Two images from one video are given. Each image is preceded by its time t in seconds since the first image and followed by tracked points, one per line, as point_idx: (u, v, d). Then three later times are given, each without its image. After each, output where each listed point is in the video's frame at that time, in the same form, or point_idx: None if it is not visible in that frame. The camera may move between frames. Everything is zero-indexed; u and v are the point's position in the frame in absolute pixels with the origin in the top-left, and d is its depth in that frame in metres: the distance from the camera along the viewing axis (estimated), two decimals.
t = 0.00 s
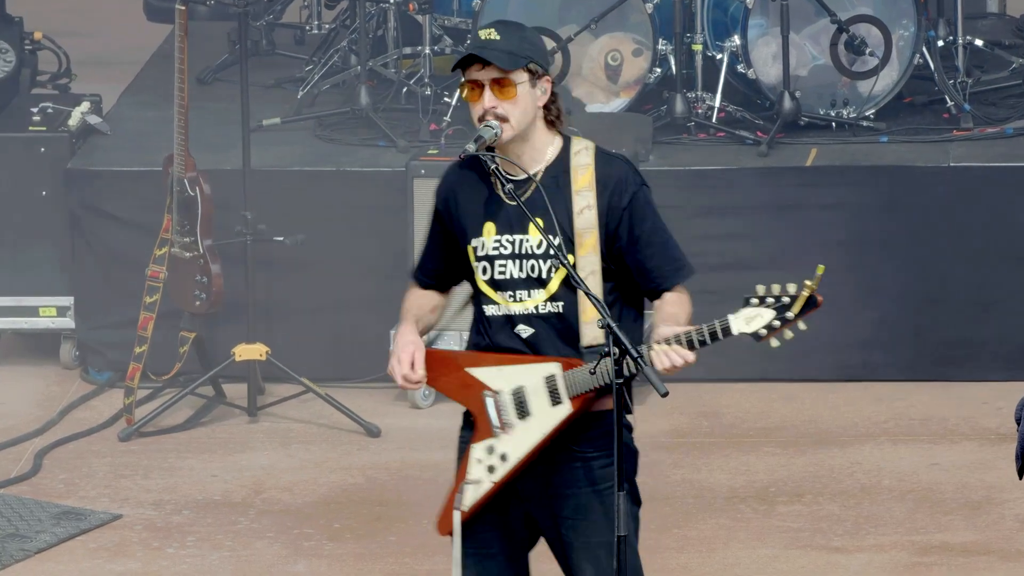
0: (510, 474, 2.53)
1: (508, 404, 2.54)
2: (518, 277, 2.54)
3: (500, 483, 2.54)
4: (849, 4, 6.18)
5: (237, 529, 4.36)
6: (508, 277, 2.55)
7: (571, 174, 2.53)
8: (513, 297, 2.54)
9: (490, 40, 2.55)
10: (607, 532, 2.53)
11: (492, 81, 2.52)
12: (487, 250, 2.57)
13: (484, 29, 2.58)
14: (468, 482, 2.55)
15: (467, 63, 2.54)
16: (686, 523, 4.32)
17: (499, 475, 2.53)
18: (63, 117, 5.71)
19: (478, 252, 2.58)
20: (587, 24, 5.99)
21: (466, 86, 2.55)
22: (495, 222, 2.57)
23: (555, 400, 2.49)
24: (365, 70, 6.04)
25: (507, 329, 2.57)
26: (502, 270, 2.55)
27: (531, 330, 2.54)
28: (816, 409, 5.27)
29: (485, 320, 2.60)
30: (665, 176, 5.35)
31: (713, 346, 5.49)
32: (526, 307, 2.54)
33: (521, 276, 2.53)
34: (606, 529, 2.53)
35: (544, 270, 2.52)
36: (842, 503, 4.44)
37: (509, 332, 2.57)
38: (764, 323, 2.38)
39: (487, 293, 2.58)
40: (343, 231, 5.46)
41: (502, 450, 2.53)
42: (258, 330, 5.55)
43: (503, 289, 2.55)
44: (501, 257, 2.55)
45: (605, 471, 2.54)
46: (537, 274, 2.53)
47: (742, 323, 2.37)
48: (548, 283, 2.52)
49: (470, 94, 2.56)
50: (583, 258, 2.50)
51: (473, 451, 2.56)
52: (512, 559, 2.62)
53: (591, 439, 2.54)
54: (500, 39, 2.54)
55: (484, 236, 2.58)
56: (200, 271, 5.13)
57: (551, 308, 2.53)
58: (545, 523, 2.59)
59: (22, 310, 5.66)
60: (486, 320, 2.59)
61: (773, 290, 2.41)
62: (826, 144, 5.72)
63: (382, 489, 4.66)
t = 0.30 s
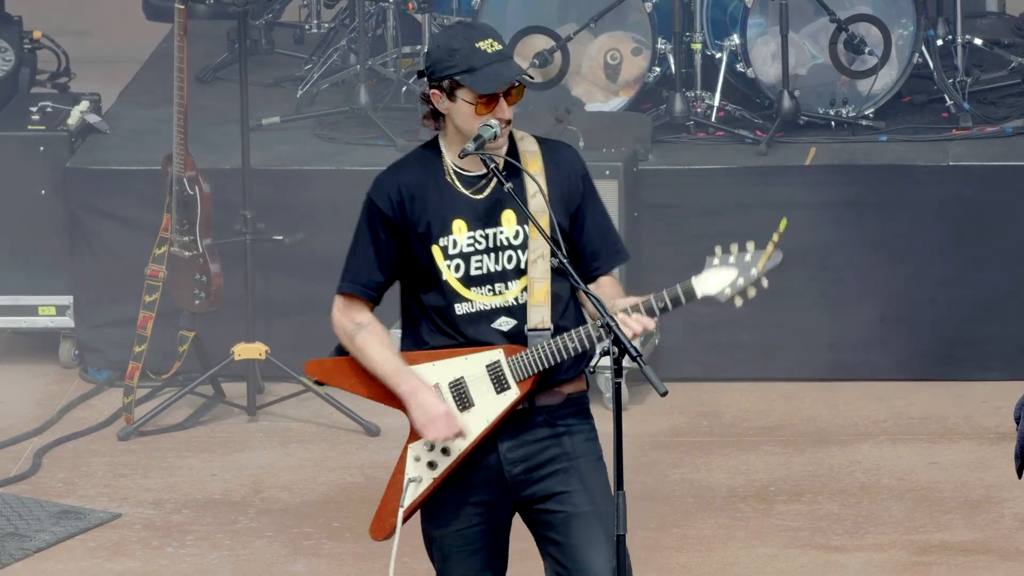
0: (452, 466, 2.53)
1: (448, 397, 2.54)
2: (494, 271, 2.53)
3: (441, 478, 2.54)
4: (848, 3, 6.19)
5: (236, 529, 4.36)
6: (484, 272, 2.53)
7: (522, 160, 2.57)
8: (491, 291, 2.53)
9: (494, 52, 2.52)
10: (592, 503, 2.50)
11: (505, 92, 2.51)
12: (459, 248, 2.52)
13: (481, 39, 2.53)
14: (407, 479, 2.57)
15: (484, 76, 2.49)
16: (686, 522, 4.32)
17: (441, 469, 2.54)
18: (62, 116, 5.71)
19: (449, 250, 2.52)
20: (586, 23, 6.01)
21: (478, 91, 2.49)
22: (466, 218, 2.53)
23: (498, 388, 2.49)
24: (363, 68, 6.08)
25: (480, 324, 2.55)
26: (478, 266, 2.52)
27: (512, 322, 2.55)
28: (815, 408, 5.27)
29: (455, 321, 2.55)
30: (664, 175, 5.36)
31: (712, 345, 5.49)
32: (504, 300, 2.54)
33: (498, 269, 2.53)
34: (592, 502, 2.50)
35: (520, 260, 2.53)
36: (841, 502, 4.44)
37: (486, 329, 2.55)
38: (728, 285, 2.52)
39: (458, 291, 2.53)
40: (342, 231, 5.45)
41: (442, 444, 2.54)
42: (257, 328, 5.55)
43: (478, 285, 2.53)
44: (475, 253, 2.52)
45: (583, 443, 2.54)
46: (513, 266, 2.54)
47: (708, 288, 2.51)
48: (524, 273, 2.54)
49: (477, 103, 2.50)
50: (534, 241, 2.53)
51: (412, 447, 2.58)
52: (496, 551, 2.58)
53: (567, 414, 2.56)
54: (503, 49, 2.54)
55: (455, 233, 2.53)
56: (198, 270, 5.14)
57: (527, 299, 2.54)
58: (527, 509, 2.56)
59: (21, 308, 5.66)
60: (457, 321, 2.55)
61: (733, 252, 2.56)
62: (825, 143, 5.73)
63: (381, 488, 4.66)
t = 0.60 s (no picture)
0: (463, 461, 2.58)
1: (450, 391, 2.60)
2: (486, 264, 2.58)
3: (449, 475, 2.59)
4: (848, 3, 6.19)
5: (236, 528, 4.36)
6: (475, 265, 2.57)
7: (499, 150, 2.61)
8: (485, 283, 2.58)
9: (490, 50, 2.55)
10: (582, 480, 2.54)
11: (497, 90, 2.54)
12: (451, 244, 2.55)
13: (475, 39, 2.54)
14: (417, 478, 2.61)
15: (483, 73, 2.50)
16: (685, 522, 4.31)
17: (452, 465, 2.58)
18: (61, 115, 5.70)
19: (440, 247, 2.55)
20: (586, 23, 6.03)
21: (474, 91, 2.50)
22: (455, 214, 2.56)
23: (506, 377, 2.57)
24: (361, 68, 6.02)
25: (474, 316, 2.59)
26: (470, 259, 2.56)
27: (507, 312, 2.61)
28: (814, 407, 5.28)
29: (450, 316, 2.59)
30: (664, 174, 5.36)
31: (712, 344, 5.49)
32: (497, 291, 2.59)
33: (490, 261, 2.58)
34: (582, 480, 2.54)
35: (511, 251, 2.59)
36: (841, 502, 4.44)
37: (481, 320, 2.60)
38: (733, 250, 2.63)
39: (451, 287, 2.57)
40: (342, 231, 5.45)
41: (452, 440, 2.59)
42: (257, 328, 5.55)
43: (471, 279, 2.57)
44: (467, 247, 2.56)
45: (574, 423, 2.61)
46: (505, 256, 2.59)
47: (715, 256, 2.62)
48: (514, 263, 2.60)
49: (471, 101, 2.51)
50: (522, 227, 2.59)
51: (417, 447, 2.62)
52: (502, 540, 2.63)
53: (561, 396, 2.64)
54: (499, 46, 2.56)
55: (443, 229, 2.56)
56: (197, 270, 5.14)
57: (519, 287, 2.61)
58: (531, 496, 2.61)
59: (21, 308, 5.66)
60: (451, 315, 2.59)
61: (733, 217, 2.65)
62: (824, 143, 5.73)
63: (381, 488, 4.66)
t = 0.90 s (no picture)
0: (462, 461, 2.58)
1: (450, 391, 2.61)
2: (485, 265, 2.57)
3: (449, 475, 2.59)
4: (847, 2, 6.19)
5: (235, 528, 4.36)
6: (472, 267, 2.56)
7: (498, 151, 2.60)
8: (484, 284, 2.58)
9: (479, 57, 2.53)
10: (583, 487, 2.53)
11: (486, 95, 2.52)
12: (447, 246, 2.56)
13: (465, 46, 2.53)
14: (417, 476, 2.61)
15: (470, 79, 2.49)
16: (685, 522, 4.31)
17: (451, 465, 2.58)
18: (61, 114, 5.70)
19: (437, 250, 2.56)
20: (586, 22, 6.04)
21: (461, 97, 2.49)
22: (450, 217, 2.56)
23: (505, 377, 2.56)
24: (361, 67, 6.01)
25: (475, 316, 2.59)
26: (467, 262, 2.56)
27: (507, 312, 2.60)
28: (814, 407, 5.28)
29: (450, 318, 2.59)
30: (663, 174, 5.36)
31: (711, 344, 5.49)
32: (497, 291, 2.59)
33: (488, 262, 2.57)
34: (582, 487, 2.53)
35: (509, 252, 2.58)
36: (840, 501, 4.44)
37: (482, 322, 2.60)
38: (731, 254, 2.61)
39: (450, 290, 2.57)
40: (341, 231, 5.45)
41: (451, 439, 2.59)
42: (256, 327, 5.55)
43: (469, 280, 2.57)
44: (463, 249, 2.56)
45: (576, 428, 2.59)
46: (504, 257, 2.58)
47: (713, 259, 2.60)
48: (513, 264, 2.58)
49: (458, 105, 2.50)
50: (520, 229, 2.57)
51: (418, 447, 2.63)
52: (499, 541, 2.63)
53: (563, 399, 2.62)
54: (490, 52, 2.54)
55: (439, 232, 2.56)
56: (197, 269, 5.14)
57: (519, 288, 2.59)
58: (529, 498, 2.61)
59: (21, 307, 5.66)
60: (450, 317, 2.59)
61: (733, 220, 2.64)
62: (823, 142, 5.73)
63: (380, 487, 4.66)
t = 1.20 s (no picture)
0: (449, 459, 2.51)
1: (446, 388, 2.55)
2: (496, 262, 2.51)
3: (437, 470, 2.53)
4: (847, 2, 6.20)
5: (235, 527, 4.35)
6: (484, 263, 2.50)
7: (525, 152, 2.54)
8: (493, 282, 2.50)
9: (485, 60, 2.45)
10: (584, 513, 2.52)
11: (486, 100, 2.44)
12: (460, 237, 2.50)
13: (475, 46, 2.45)
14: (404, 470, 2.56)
15: (460, 79, 2.43)
16: (684, 521, 4.31)
17: (438, 462, 2.53)
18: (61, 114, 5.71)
19: (450, 239, 2.50)
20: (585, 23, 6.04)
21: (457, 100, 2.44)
22: (467, 209, 2.50)
23: (495, 380, 2.48)
24: (361, 67, 6.01)
25: (482, 315, 2.52)
26: (478, 257, 2.50)
27: (512, 313, 2.52)
28: (813, 406, 5.28)
29: (458, 310, 2.53)
30: (662, 174, 5.36)
31: (711, 344, 5.49)
32: (505, 291, 2.51)
33: (499, 260, 2.50)
34: (586, 514, 2.52)
35: (520, 252, 2.50)
36: (839, 501, 4.44)
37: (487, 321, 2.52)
38: (720, 282, 2.44)
39: (460, 282, 2.50)
40: (341, 230, 5.45)
41: (441, 436, 2.53)
42: (256, 326, 5.55)
43: (479, 276, 2.50)
44: (476, 243, 2.50)
45: (580, 449, 2.54)
46: (516, 258, 2.51)
47: (701, 287, 2.44)
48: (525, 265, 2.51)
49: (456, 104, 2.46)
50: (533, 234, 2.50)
51: (409, 440, 2.57)
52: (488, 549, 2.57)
53: (568, 417, 2.53)
54: (496, 58, 2.43)
55: (455, 222, 2.50)
56: (196, 269, 5.14)
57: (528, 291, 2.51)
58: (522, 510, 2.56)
59: (21, 307, 5.66)
60: (457, 310, 2.53)
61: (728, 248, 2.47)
62: (822, 142, 5.73)
63: (380, 487, 4.66)
